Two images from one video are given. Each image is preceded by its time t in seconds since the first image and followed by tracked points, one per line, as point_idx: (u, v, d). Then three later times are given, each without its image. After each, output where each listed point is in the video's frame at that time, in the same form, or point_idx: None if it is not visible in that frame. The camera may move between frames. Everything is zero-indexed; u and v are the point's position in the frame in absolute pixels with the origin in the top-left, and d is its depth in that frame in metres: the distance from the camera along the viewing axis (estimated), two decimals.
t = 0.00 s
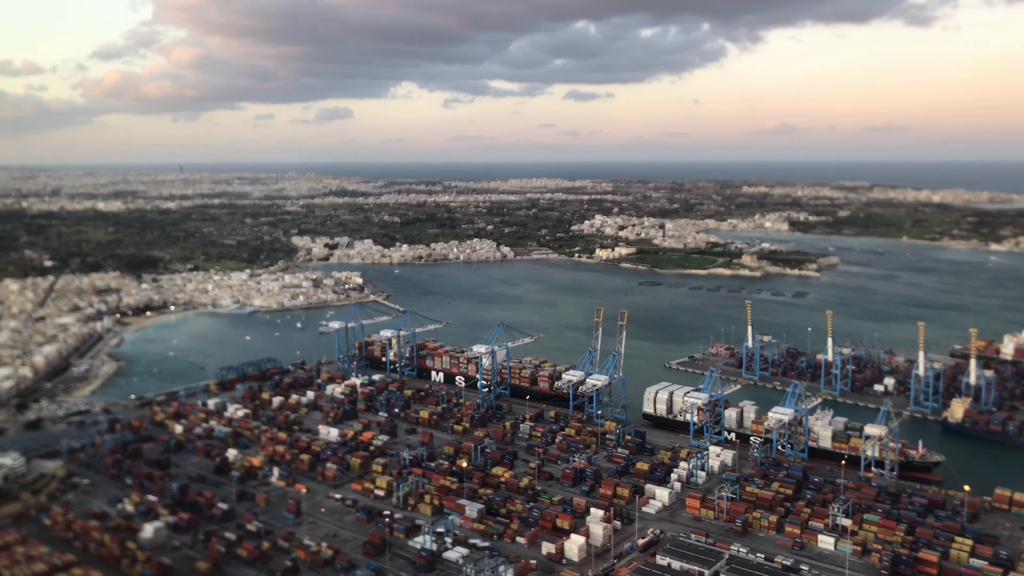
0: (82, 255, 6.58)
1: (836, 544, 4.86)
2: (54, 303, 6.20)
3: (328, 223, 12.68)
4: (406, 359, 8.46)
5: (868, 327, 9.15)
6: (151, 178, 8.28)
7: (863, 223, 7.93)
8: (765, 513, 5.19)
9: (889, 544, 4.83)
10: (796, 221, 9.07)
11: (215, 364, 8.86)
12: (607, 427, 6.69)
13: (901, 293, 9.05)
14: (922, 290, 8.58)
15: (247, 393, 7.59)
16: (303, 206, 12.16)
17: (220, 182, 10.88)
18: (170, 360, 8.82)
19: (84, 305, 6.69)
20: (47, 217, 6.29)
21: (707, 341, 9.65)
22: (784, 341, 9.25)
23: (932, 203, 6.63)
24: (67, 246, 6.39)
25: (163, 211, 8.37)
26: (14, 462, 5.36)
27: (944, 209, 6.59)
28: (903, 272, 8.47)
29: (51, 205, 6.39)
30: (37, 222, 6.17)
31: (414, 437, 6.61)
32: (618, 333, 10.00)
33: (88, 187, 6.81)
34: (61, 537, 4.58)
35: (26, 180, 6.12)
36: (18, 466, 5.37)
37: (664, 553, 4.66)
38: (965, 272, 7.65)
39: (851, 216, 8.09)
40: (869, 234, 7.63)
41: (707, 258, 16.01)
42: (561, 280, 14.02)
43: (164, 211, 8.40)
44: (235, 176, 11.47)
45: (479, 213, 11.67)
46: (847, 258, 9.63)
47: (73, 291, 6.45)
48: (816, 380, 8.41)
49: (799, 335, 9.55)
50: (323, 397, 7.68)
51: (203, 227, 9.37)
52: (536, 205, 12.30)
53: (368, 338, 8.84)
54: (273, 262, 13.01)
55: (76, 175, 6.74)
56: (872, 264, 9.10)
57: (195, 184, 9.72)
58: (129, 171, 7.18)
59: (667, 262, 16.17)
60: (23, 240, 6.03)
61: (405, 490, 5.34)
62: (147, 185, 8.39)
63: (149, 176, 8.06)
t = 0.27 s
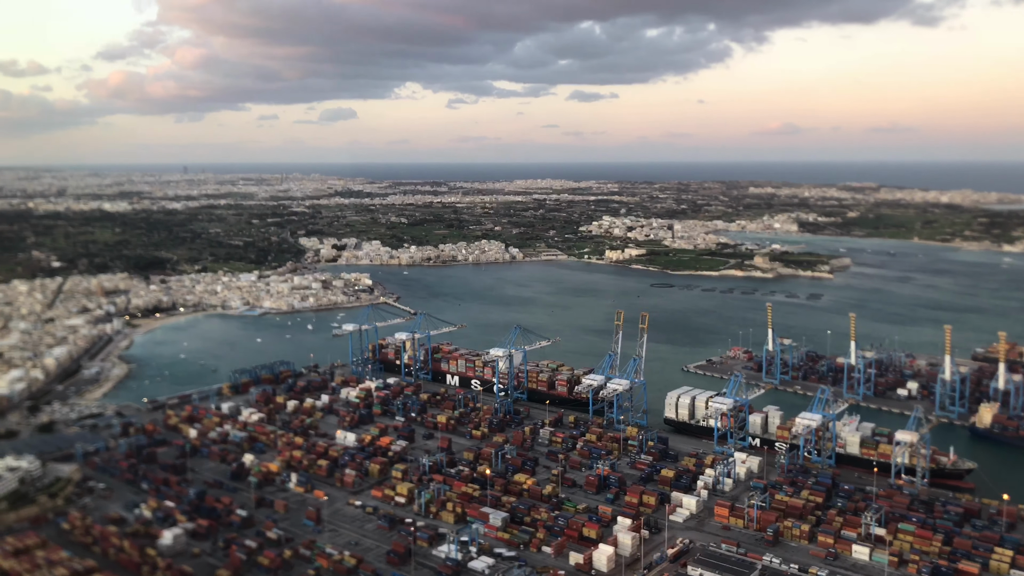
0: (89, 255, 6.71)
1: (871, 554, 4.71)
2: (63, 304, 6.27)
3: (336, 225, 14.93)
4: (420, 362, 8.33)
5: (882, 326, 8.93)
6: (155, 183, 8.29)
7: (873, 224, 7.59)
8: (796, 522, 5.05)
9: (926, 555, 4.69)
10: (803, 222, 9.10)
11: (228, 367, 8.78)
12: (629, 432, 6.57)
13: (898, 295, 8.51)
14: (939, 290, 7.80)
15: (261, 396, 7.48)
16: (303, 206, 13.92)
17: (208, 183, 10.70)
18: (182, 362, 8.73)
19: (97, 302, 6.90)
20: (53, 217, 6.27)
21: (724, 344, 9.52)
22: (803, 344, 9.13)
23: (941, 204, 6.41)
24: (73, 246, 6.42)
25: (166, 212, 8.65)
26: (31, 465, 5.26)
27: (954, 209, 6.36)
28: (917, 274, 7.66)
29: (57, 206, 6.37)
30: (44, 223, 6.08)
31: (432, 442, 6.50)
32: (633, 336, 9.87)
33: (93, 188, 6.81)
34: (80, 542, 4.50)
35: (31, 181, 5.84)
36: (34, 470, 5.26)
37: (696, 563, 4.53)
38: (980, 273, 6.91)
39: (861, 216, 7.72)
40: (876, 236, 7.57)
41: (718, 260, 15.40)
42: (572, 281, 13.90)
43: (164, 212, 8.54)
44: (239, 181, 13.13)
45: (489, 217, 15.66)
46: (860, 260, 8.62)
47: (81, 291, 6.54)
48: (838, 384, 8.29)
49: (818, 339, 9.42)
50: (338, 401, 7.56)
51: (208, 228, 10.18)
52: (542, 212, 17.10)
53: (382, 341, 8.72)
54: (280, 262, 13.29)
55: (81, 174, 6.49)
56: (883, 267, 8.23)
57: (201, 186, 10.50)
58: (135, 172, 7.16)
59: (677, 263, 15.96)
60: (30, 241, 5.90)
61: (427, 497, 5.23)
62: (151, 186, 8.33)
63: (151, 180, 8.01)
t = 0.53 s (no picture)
0: (96, 256, 6.67)
1: (910, 566, 4.56)
2: (72, 305, 6.39)
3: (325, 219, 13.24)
4: (436, 364, 8.22)
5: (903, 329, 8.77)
6: (162, 175, 7.80)
7: (882, 225, 7.26)
8: (830, 531, 4.90)
9: (967, 567, 4.53)
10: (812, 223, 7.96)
11: (242, 369, 8.67)
12: (652, 437, 6.44)
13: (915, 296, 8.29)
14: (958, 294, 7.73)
15: (276, 399, 7.37)
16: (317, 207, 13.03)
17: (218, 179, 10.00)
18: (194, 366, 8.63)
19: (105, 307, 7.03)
20: (59, 218, 6.19)
21: (743, 347, 9.38)
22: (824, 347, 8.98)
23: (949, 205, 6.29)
24: (81, 246, 6.39)
25: (172, 212, 8.17)
26: (46, 471, 5.23)
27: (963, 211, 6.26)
28: (934, 277, 7.64)
29: (64, 205, 6.26)
30: (50, 223, 6.03)
31: (451, 446, 6.37)
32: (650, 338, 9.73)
33: (97, 187, 6.60)
34: (96, 551, 4.40)
35: (38, 181, 5.85)
36: (49, 476, 5.22)
37: (730, 574, 4.38)
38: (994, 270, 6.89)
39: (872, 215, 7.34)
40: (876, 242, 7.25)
41: (731, 261, 15.14)
42: (584, 282, 13.76)
43: (173, 212, 8.14)
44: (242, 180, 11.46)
45: (497, 214, 14.34)
46: (872, 260, 8.13)
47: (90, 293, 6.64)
48: (861, 388, 8.16)
49: (838, 342, 9.29)
50: (353, 404, 7.44)
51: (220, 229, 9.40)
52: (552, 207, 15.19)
53: (397, 343, 8.62)
54: (289, 264, 12.91)
55: (84, 175, 6.27)
56: (897, 270, 7.94)
57: (205, 186, 9.56)
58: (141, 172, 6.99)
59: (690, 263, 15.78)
60: (37, 242, 5.87)
61: (450, 504, 5.10)
62: (157, 186, 7.96)
63: (149, 176, 7.29)
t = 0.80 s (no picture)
0: (104, 256, 6.51)
1: None
2: (80, 307, 6.22)
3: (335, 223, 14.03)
4: (451, 366, 8.10)
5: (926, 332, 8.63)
6: (168, 178, 7.83)
7: (892, 225, 6.74)
8: (865, 540, 4.77)
9: None
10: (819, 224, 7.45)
11: (254, 371, 8.59)
12: (675, 442, 6.31)
13: (932, 297, 7.77)
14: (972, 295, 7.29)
15: (290, 402, 7.26)
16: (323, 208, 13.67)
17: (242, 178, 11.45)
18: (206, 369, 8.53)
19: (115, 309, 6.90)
20: (66, 218, 6.11)
21: (761, 349, 9.25)
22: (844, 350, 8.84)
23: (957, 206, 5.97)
24: (88, 247, 6.24)
25: (179, 212, 8.30)
26: (59, 478, 5.13)
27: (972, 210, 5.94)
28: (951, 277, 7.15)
29: (69, 206, 6.20)
30: (57, 223, 5.95)
31: (471, 451, 6.25)
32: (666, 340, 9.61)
33: (105, 188, 6.59)
34: (112, 562, 4.28)
35: (42, 180, 5.89)
36: (62, 482, 5.13)
37: None
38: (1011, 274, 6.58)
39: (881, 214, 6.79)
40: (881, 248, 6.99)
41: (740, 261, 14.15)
42: (595, 283, 13.66)
43: (179, 212, 8.30)
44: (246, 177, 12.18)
45: (500, 216, 14.87)
46: (884, 260, 7.64)
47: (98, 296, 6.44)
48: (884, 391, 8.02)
49: (859, 344, 9.16)
50: (369, 408, 7.32)
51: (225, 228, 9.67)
52: (554, 209, 15.77)
53: (411, 344, 8.49)
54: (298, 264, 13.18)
55: (89, 174, 6.29)
56: (913, 270, 7.47)
57: (210, 186, 9.66)
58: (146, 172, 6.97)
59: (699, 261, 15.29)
60: (45, 242, 5.80)
61: (474, 511, 4.98)
62: (161, 187, 7.93)
63: (154, 176, 7.31)
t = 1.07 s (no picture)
0: (111, 256, 6.63)
1: None
2: (89, 307, 6.40)
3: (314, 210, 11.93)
4: (467, 369, 7.97)
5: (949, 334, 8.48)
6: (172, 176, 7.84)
7: (901, 225, 6.82)
8: (902, 549, 4.63)
9: None
10: (827, 226, 7.46)
11: (266, 374, 8.48)
12: (700, 447, 6.18)
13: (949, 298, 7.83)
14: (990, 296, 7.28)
15: (305, 405, 7.15)
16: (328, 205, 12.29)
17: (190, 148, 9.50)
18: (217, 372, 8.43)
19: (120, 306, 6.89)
20: (72, 217, 6.21)
21: (781, 352, 9.11)
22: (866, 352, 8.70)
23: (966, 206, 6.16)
24: (95, 247, 6.34)
25: (187, 211, 8.03)
26: (72, 485, 5.08)
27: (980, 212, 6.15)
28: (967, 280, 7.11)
29: (75, 206, 6.28)
30: (63, 222, 6.03)
31: (491, 456, 6.13)
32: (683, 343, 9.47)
33: (109, 188, 6.72)
34: (130, 571, 4.18)
35: (49, 181, 5.99)
36: (76, 489, 5.09)
37: None
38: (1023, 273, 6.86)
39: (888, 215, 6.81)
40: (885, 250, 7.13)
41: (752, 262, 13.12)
42: (607, 283, 13.52)
43: (185, 210, 7.92)
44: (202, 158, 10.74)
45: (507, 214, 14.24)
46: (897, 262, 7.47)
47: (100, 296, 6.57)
48: (908, 394, 7.89)
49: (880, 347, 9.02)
50: (385, 411, 7.20)
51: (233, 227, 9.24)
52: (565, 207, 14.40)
53: (426, 347, 8.38)
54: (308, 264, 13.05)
55: (93, 174, 6.40)
56: (926, 272, 7.44)
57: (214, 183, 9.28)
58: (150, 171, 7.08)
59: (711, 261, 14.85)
60: (51, 242, 5.87)
61: (498, 519, 4.85)
62: (167, 186, 7.81)
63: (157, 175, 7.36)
